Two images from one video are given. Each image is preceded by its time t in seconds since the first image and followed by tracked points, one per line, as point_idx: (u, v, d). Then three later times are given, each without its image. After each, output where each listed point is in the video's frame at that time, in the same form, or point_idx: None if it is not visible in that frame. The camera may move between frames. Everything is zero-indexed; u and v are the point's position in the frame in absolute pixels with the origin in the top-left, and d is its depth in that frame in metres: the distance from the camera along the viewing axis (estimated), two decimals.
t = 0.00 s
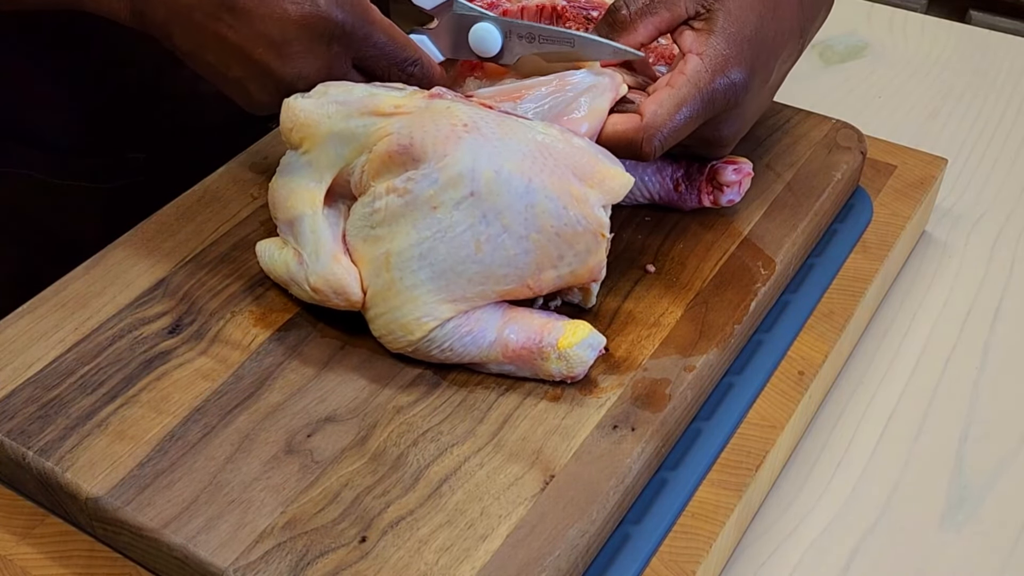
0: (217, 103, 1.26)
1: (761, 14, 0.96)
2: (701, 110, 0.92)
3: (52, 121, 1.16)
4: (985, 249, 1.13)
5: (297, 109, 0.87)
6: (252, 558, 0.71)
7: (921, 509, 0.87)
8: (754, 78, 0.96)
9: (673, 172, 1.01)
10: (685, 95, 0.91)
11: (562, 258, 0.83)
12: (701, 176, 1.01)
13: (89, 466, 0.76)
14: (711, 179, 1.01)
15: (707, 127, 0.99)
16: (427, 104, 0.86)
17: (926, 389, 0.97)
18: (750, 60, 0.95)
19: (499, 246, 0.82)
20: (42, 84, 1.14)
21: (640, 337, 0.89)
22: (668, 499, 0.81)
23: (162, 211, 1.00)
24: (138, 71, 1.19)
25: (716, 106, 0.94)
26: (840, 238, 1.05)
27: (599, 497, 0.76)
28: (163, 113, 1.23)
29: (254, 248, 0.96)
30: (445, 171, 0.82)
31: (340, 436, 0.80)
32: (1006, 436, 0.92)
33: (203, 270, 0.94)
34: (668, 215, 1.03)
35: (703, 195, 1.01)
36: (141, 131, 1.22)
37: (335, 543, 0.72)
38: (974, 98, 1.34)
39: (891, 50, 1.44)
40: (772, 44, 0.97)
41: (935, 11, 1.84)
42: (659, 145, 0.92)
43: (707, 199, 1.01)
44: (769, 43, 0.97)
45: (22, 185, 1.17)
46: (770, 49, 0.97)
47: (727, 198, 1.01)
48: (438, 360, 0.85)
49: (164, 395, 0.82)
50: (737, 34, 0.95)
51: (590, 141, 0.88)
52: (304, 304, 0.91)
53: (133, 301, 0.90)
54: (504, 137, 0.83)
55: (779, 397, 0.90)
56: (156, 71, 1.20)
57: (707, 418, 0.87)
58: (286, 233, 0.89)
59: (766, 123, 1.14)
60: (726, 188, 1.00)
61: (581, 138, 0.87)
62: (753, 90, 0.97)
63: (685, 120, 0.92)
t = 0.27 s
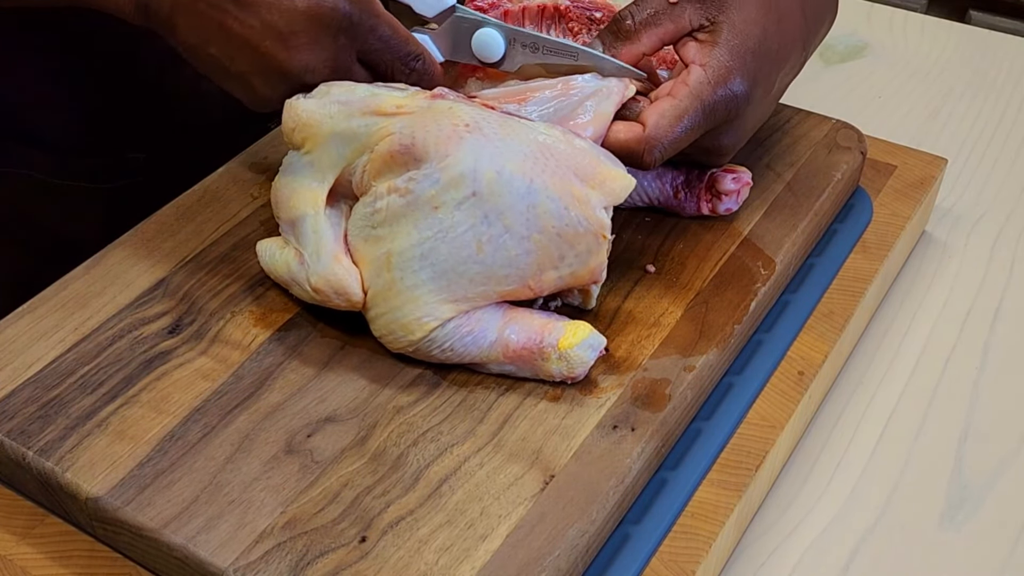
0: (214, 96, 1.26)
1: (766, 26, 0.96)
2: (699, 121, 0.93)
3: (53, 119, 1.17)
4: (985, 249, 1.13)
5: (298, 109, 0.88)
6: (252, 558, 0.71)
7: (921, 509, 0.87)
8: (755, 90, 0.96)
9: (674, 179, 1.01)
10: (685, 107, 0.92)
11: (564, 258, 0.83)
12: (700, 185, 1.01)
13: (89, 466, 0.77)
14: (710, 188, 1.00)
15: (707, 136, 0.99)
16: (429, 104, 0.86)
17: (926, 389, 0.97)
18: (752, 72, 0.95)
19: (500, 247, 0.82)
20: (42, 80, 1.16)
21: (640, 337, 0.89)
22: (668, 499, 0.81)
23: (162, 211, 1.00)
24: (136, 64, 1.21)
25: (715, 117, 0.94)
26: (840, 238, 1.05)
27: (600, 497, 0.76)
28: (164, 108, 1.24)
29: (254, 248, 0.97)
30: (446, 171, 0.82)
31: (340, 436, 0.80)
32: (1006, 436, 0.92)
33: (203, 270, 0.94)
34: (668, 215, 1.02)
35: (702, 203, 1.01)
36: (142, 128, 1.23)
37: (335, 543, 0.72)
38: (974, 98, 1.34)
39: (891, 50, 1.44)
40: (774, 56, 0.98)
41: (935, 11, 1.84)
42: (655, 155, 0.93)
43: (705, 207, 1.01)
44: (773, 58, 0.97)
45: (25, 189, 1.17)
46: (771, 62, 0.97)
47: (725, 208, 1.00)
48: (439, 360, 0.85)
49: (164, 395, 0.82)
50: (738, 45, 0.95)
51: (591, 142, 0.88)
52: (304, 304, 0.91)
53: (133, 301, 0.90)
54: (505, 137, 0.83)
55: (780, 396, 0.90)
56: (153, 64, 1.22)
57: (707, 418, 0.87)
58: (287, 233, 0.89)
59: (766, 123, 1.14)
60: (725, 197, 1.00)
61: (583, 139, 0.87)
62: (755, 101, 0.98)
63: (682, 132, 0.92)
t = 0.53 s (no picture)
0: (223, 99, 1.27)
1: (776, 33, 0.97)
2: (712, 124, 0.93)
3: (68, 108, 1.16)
4: (985, 249, 1.13)
5: (308, 107, 0.89)
6: (252, 558, 0.71)
7: (921, 509, 0.87)
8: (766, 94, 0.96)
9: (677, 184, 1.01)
10: (699, 111, 0.92)
11: (558, 275, 0.83)
12: (703, 189, 1.00)
13: (89, 466, 0.76)
14: (713, 193, 1.00)
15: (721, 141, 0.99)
16: (436, 113, 0.87)
17: (927, 389, 0.97)
18: (764, 79, 0.96)
19: (494, 258, 0.81)
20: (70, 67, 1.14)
21: (640, 337, 0.89)
22: (668, 499, 0.81)
23: (162, 211, 1.00)
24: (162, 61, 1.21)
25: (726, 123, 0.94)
26: (840, 238, 1.05)
27: (600, 497, 0.76)
28: (172, 106, 1.24)
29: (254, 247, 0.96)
30: (446, 179, 0.82)
31: (339, 436, 0.80)
32: (1006, 436, 0.92)
33: (203, 270, 0.94)
34: (668, 215, 1.02)
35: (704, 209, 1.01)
36: (146, 127, 1.22)
37: (335, 543, 0.72)
38: (974, 98, 1.34)
39: (891, 50, 1.44)
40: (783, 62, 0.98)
41: (935, 10, 1.84)
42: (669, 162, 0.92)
43: (708, 211, 1.01)
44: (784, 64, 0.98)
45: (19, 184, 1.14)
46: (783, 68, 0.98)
47: (727, 213, 1.00)
48: (433, 362, 0.85)
49: (164, 395, 0.82)
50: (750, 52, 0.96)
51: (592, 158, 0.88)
52: (304, 303, 0.91)
53: (133, 301, 0.90)
54: (509, 148, 0.84)
55: (779, 397, 0.90)
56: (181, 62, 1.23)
57: (707, 418, 0.87)
58: (284, 227, 0.89)
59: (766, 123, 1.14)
60: (727, 202, 1.00)
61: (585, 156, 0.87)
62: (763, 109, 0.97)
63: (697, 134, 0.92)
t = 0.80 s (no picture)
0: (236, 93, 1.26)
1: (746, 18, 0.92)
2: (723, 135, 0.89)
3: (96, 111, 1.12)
4: (985, 249, 1.13)
5: (341, 92, 0.90)
6: (252, 558, 0.71)
7: (921, 509, 0.87)
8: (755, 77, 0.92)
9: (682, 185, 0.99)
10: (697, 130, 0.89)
11: (565, 283, 0.83)
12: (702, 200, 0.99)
13: (89, 466, 0.76)
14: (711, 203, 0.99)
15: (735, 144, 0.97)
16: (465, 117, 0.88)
17: (926, 389, 0.97)
18: (755, 79, 0.88)
19: (505, 254, 0.82)
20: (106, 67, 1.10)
21: (640, 337, 0.89)
22: (668, 499, 0.81)
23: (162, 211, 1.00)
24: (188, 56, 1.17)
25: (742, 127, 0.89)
26: (840, 238, 1.05)
27: (599, 497, 0.76)
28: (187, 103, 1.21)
29: (254, 247, 0.96)
30: (470, 175, 0.83)
31: (339, 436, 0.80)
32: (1006, 436, 0.92)
33: (203, 270, 0.94)
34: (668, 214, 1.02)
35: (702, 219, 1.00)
36: (162, 125, 1.20)
37: (335, 544, 0.72)
38: (974, 98, 1.34)
39: (891, 50, 1.44)
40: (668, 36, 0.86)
41: (935, 11, 1.84)
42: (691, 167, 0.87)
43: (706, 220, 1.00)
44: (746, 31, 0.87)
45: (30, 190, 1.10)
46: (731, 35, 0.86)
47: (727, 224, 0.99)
48: (434, 358, 0.85)
49: (164, 395, 0.82)
50: (711, 63, 0.86)
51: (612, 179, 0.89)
52: (304, 303, 0.91)
53: (133, 301, 0.90)
54: (533, 156, 0.85)
55: (780, 397, 0.90)
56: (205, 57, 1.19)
57: (707, 418, 0.87)
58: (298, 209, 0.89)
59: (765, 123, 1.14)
60: (726, 211, 0.99)
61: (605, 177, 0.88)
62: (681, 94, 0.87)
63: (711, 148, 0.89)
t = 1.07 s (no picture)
0: (224, 101, 1.26)
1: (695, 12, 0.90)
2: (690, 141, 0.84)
3: (87, 123, 1.12)
4: (985, 249, 1.13)
5: (286, 103, 0.86)
6: (252, 558, 0.71)
7: (921, 509, 0.87)
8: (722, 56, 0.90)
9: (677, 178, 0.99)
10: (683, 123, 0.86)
11: (499, 313, 0.80)
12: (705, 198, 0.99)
13: (89, 467, 0.76)
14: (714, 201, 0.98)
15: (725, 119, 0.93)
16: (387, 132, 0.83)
17: (927, 389, 0.97)
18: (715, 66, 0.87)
19: (425, 301, 0.79)
20: (98, 77, 1.11)
21: (640, 337, 0.89)
22: (668, 499, 0.81)
23: (162, 211, 1.00)
24: (178, 60, 1.18)
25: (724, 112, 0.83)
26: (840, 238, 1.05)
27: (600, 497, 0.76)
28: (179, 111, 1.22)
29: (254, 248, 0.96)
30: (378, 216, 0.80)
31: (339, 436, 0.80)
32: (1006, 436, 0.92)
33: (203, 270, 0.94)
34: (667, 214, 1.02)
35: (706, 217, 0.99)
36: (153, 136, 1.20)
37: (335, 543, 0.72)
38: (974, 98, 1.34)
39: (892, 50, 1.44)
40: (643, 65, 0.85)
41: (935, 10, 1.84)
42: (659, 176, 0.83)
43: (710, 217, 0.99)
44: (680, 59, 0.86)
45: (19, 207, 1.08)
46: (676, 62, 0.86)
47: (731, 221, 0.98)
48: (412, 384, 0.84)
49: (163, 395, 0.82)
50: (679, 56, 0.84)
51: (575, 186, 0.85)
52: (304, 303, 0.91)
53: (133, 302, 0.90)
54: (447, 181, 0.80)
55: (780, 397, 0.90)
56: (194, 61, 1.21)
57: (707, 418, 0.87)
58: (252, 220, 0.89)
59: (765, 123, 1.14)
60: (729, 209, 0.98)
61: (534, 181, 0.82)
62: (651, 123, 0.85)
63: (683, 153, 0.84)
